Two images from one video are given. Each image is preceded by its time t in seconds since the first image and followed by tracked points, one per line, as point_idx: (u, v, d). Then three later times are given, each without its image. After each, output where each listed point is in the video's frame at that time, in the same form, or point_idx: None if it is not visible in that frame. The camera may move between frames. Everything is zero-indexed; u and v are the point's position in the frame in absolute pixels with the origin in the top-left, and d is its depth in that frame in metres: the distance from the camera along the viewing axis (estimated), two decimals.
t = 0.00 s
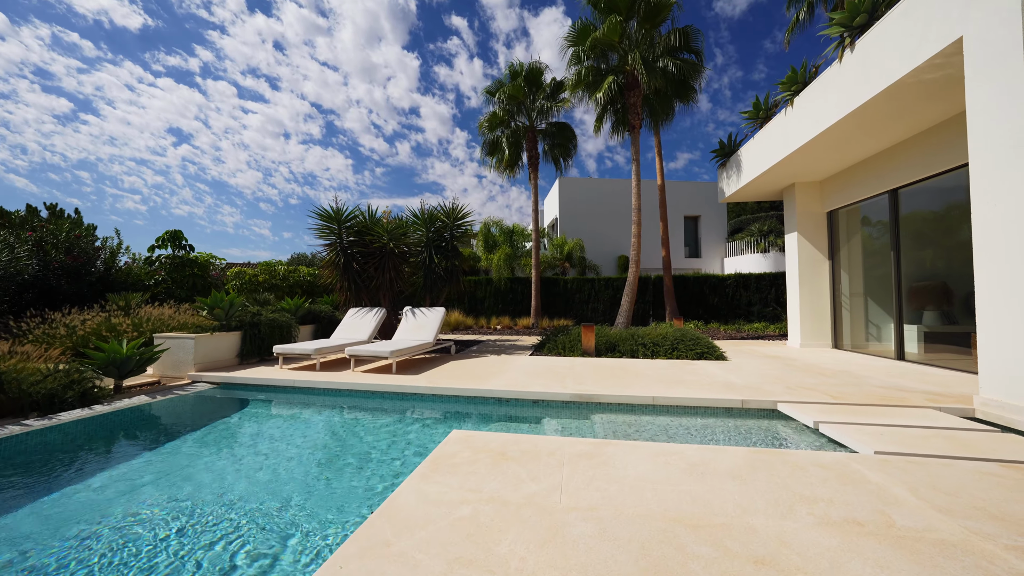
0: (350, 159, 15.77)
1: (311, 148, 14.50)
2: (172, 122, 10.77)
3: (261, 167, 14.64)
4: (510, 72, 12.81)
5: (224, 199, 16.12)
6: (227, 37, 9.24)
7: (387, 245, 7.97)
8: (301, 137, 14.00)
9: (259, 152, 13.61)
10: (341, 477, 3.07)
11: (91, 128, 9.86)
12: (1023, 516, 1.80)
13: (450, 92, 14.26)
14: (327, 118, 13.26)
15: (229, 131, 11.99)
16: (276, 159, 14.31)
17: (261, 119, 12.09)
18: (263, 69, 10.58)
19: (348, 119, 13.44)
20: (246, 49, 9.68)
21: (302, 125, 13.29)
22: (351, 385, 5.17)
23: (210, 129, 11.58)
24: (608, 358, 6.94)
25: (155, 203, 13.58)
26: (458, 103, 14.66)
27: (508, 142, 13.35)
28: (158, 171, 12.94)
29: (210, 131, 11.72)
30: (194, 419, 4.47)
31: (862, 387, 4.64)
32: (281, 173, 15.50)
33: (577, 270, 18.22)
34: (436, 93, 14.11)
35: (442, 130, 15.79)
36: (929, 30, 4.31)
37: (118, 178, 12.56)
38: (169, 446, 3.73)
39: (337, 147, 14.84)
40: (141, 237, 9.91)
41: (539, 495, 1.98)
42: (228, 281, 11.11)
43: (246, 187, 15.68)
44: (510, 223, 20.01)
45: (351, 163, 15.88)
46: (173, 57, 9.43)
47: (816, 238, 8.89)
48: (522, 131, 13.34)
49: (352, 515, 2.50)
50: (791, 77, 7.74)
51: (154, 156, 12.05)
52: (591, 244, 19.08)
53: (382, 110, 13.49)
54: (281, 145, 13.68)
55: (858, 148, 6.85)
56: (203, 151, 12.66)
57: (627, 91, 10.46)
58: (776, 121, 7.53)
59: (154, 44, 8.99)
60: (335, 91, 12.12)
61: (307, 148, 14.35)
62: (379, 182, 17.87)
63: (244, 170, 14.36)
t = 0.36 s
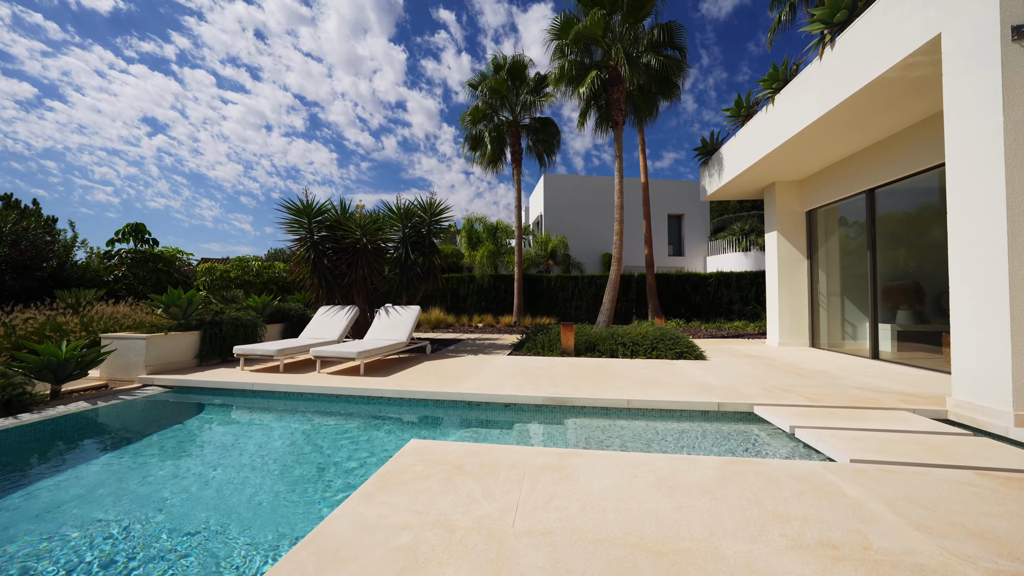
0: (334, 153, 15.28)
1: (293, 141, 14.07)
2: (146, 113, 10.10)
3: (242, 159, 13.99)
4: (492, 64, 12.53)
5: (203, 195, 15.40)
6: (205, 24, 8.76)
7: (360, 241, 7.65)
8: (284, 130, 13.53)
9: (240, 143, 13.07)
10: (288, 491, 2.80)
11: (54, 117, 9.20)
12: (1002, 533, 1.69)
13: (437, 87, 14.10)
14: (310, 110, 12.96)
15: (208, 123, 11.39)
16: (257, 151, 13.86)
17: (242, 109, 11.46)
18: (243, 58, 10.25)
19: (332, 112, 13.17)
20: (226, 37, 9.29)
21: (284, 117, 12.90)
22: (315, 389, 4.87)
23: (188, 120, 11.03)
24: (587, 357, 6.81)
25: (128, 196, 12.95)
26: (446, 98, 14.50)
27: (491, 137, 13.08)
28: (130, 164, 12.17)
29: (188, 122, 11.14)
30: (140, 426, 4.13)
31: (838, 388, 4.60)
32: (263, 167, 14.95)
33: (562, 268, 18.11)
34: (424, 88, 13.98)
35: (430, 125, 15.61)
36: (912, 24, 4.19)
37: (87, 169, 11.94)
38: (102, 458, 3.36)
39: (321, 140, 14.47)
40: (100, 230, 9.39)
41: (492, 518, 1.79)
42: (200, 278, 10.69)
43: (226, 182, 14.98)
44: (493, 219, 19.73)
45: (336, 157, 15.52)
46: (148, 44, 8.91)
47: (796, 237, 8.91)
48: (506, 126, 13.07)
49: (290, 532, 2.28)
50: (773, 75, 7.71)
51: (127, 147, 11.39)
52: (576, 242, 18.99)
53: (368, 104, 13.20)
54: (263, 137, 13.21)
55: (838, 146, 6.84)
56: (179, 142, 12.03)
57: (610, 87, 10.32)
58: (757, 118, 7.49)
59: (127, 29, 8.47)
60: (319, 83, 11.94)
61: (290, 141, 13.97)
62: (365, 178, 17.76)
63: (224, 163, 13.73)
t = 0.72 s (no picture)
0: (314, 143, 15.55)
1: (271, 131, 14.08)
2: (110, 97, 9.62)
3: (217, 150, 13.81)
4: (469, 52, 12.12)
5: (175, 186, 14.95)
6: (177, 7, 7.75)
7: (327, 234, 7.29)
8: (261, 120, 13.24)
9: (213, 134, 12.68)
10: (216, 505, 2.54)
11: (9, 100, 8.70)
12: (964, 539, 1.60)
13: (421, 78, 14.09)
14: (289, 99, 12.89)
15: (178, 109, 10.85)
16: (232, 141, 13.50)
17: (215, 97, 10.95)
18: (216, 44, 9.56)
19: (311, 101, 13.18)
20: (198, 20, 8.25)
21: (262, 106, 12.60)
22: (269, 391, 4.55)
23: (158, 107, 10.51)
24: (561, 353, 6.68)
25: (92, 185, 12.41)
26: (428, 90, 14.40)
27: (468, 128, 12.74)
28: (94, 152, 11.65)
29: (156, 109, 10.56)
30: (70, 432, 3.78)
31: (807, 382, 4.57)
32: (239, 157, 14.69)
33: (543, 262, 18.00)
34: (406, 79, 14.00)
35: (412, 118, 15.53)
36: (885, 14, 4.11)
37: (47, 156, 11.37)
38: (13, 471, 2.99)
39: (300, 131, 14.69)
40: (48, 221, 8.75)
41: (424, 539, 1.60)
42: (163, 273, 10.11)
43: (199, 172, 14.53)
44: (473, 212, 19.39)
45: (316, 148, 15.80)
46: (110, 24, 8.23)
47: (770, 232, 8.98)
48: (484, 118, 12.79)
49: (207, 550, 2.05)
50: (748, 67, 7.67)
51: (90, 134, 10.82)
52: (557, 236, 18.89)
53: (348, 94, 13.30)
54: (240, 127, 12.87)
55: (811, 141, 6.87)
56: (147, 131, 11.40)
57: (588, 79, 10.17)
58: (733, 111, 7.47)
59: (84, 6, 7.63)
60: (297, 71, 11.65)
61: (267, 132, 13.72)
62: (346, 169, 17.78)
63: (197, 152, 13.44)
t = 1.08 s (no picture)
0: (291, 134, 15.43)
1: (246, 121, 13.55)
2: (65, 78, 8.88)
3: (187, 139, 13.29)
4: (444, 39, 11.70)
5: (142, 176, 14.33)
6: None
7: (287, 226, 6.88)
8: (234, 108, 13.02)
9: (181, 121, 12.02)
10: (121, 524, 2.28)
11: None
12: (923, 556, 1.50)
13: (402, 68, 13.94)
14: (264, 87, 12.47)
15: (145, 96, 10.15)
16: (204, 131, 13.01)
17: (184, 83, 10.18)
18: (184, 26, 9.08)
19: (287, 89, 12.85)
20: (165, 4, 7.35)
21: (235, 93, 12.25)
22: (212, 397, 4.20)
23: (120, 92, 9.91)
24: (532, 350, 6.52)
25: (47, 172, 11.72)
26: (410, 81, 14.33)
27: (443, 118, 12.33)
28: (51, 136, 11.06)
29: (120, 95, 9.83)
30: None
31: (775, 380, 4.54)
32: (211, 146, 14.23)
33: (522, 257, 17.83)
34: (388, 69, 13.88)
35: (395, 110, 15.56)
36: (855, 5, 4.02)
37: None
38: None
39: (277, 120, 14.42)
40: None
41: (335, 574, 1.39)
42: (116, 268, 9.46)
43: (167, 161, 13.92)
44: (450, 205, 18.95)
45: (294, 139, 15.58)
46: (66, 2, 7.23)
47: (743, 228, 9.03)
48: (459, 109, 12.44)
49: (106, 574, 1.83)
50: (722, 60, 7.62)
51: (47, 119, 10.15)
52: (537, 231, 18.74)
53: (327, 83, 13.08)
54: (212, 115, 12.49)
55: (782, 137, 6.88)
56: (111, 119, 10.77)
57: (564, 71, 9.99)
58: (706, 105, 7.41)
59: None
60: (273, 58, 11.06)
61: (241, 121, 13.35)
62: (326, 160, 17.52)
63: (165, 141, 12.90)
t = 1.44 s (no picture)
0: (269, 123, 14.94)
1: (220, 108, 13.05)
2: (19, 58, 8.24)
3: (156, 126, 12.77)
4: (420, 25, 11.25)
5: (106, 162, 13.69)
6: None
7: (243, 215, 6.43)
8: (207, 95, 12.34)
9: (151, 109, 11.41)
10: None
11: None
12: None
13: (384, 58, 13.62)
14: (239, 73, 11.90)
15: (108, 78, 9.57)
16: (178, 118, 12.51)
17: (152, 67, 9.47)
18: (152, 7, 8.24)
19: (264, 77, 12.25)
20: None
21: (207, 79, 11.63)
22: (143, 401, 3.82)
23: (82, 74, 9.40)
24: (504, 347, 6.30)
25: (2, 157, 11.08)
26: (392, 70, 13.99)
27: (419, 107, 11.88)
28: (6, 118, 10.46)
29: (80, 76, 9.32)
30: None
31: (746, 376, 4.44)
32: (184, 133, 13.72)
33: (503, 251, 17.58)
34: (369, 58, 13.50)
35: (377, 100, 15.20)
36: None
37: None
38: None
39: (253, 108, 13.98)
40: None
41: None
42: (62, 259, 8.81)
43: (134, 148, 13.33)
44: (428, 198, 18.45)
45: (271, 128, 15.14)
46: None
47: (720, 223, 9.00)
48: (436, 99, 12.02)
49: None
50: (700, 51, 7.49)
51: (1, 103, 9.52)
52: (518, 225, 18.50)
53: (307, 72, 12.60)
54: (184, 102, 11.91)
55: (758, 130, 6.81)
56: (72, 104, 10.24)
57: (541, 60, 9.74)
58: (683, 97, 7.28)
59: None
60: (250, 44, 10.40)
61: (215, 108, 12.87)
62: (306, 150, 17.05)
63: (135, 129, 12.35)
